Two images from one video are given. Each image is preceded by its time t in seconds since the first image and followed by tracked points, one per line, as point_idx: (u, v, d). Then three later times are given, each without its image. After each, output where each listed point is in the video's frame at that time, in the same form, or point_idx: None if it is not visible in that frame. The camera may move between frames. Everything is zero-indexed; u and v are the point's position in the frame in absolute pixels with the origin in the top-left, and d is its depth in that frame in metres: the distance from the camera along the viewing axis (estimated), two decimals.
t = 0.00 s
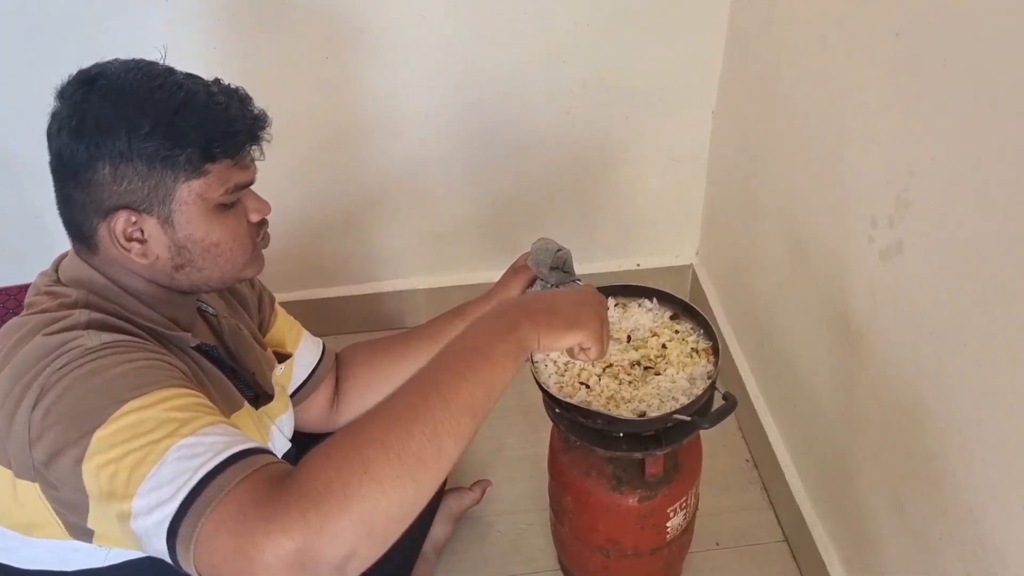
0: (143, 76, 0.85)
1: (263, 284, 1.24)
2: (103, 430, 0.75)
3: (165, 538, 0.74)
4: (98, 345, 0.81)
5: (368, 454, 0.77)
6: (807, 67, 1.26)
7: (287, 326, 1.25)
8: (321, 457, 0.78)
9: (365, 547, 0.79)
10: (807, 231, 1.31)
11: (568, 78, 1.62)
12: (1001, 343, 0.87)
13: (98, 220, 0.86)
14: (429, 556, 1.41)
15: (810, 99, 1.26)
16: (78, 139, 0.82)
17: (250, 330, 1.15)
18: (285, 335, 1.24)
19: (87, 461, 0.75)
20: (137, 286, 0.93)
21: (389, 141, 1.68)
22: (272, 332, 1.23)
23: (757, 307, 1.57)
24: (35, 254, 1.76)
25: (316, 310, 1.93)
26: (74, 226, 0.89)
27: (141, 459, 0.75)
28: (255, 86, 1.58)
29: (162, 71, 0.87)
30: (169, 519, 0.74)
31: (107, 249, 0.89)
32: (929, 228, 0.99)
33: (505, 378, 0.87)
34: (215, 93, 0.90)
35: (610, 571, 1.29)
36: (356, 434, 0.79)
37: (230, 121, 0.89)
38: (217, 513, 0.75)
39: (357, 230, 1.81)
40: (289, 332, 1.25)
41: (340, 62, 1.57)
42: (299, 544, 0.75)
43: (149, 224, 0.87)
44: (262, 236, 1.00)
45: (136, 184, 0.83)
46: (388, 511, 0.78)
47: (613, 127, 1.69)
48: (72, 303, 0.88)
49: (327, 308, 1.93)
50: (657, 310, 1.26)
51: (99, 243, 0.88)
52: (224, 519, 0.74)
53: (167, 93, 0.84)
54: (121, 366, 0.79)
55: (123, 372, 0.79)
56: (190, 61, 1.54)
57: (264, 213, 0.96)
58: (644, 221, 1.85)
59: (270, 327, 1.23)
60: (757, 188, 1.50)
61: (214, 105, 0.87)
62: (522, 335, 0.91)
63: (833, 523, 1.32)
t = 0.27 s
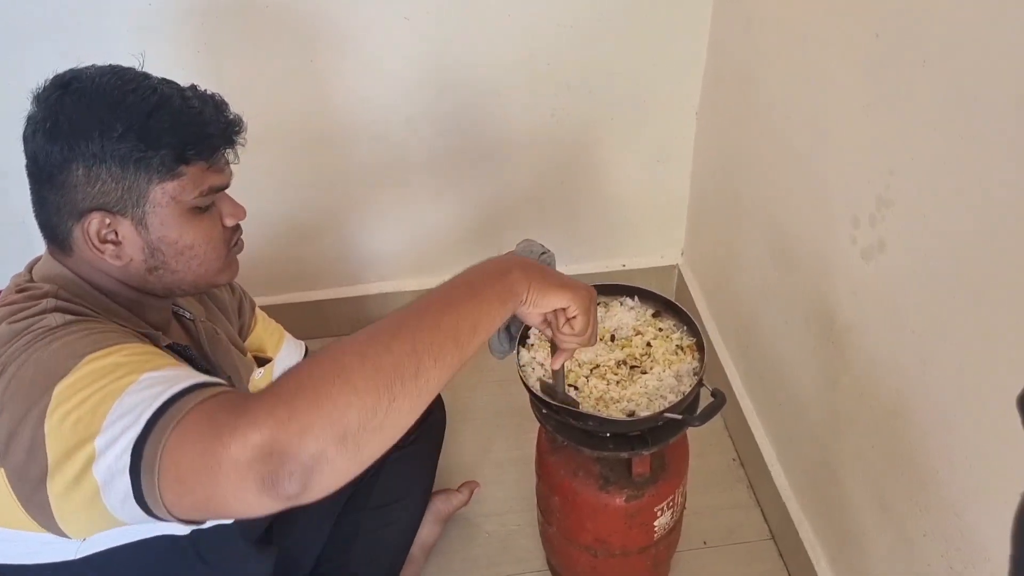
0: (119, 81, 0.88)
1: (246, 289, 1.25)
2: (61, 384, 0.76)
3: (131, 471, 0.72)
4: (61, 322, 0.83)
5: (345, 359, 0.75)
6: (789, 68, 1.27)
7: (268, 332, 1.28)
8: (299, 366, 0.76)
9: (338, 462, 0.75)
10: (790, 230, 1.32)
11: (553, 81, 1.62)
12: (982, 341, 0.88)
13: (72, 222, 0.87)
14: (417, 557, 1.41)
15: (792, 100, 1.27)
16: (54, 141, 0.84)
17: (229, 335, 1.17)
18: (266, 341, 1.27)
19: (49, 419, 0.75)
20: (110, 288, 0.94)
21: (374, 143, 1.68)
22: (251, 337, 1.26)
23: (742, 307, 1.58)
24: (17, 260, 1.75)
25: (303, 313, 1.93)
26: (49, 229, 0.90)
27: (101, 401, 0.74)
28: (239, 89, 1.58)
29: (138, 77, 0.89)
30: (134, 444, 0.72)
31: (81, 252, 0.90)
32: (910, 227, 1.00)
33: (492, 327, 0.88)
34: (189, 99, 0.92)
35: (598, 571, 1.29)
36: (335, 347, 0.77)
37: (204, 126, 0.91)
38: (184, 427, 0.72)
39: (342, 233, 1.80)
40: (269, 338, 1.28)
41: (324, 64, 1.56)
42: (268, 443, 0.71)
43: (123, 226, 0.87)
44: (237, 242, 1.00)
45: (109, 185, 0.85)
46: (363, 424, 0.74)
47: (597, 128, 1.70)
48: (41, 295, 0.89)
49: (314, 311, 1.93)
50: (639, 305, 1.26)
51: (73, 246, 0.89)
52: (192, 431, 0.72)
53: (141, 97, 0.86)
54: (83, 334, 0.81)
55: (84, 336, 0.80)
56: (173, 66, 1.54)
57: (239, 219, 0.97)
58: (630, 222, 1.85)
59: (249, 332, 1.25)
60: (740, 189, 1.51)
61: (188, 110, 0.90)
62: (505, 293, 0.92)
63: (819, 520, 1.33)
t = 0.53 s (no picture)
0: (95, 72, 0.87)
1: (223, 284, 1.25)
2: (32, 355, 0.77)
3: (99, 430, 0.73)
4: (32, 304, 0.83)
5: (337, 336, 0.77)
6: (776, 63, 1.27)
7: (247, 329, 1.27)
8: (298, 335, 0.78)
9: (308, 432, 0.76)
10: (778, 225, 1.32)
11: (540, 77, 1.62)
12: (971, 335, 0.88)
13: (45, 212, 0.86)
14: (406, 555, 1.40)
15: (779, 95, 1.27)
16: (27, 130, 0.84)
17: (206, 331, 1.16)
18: (244, 336, 1.26)
19: (22, 391, 0.76)
20: (84, 278, 0.93)
21: (360, 140, 1.66)
22: (230, 334, 1.24)
23: (730, 302, 1.58)
24: None
25: (289, 312, 1.92)
26: (22, 218, 0.89)
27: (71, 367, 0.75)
28: (222, 86, 1.56)
29: (114, 70, 0.88)
30: (105, 402, 0.73)
31: (55, 242, 0.89)
32: (897, 221, 1.00)
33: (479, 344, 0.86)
34: (166, 92, 0.91)
35: (587, 567, 1.29)
36: (334, 322, 0.79)
37: (180, 119, 0.90)
38: (159, 386, 0.74)
39: (329, 230, 1.79)
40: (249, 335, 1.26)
41: (309, 61, 1.55)
42: (242, 406, 0.73)
43: (96, 217, 0.87)
44: (211, 238, 0.99)
45: (82, 175, 0.84)
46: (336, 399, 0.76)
47: (584, 125, 1.69)
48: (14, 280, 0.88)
49: (300, 309, 1.91)
50: (622, 299, 1.26)
51: (47, 235, 0.88)
52: (167, 388, 0.73)
53: (117, 88, 0.85)
54: (55, 310, 0.82)
55: (56, 311, 0.82)
56: (156, 62, 1.52)
57: (215, 214, 0.96)
58: (618, 219, 1.85)
59: (228, 331, 1.24)
60: (728, 185, 1.51)
61: (164, 103, 0.89)
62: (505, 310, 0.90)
63: (808, 515, 1.33)
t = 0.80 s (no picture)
0: (67, 68, 0.87)
1: (207, 286, 1.24)
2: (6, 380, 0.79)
3: (49, 477, 0.76)
4: (11, 317, 0.83)
5: (290, 430, 0.82)
6: (766, 60, 1.27)
7: (232, 331, 1.24)
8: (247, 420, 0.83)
9: (254, 516, 0.82)
10: (769, 223, 1.32)
11: (531, 75, 1.61)
12: (963, 330, 0.87)
13: (18, 209, 0.85)
14: (398, 555, 1.40)
15: (770, 92, 1.26)
16: None
17: (189, 331, 1.14)
18: (229, 340, 1.24)
19: None
20: (58, 276, 0.93)
21: (350, 140, 1.66)
22: (215, 336, 1.23)
23: (721, 300, 1.58)
24: None
25: (281, 312, 1.91)
26: None
27: (39, 402, 0.78)
28: (210, 86, 1.55)
29: (86, 67, 0.88)
30: (58, 453, 0.76)
31: (30, 240, 0.88)
32: (887, 218, 0.99)
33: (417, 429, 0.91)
34: (140, 89, 0.92)
35: (580, 566, 1.29)
36: (284, 411, 0.84)
37: (154, 115, 0.90)
38: (112, 449, 0.77)
39: (320, 230, 1.78)
40: (234, 338, 1.24)
41: (298, 60, 1.54)
42: (188, 487, 0.77)
43: (70, 212, 0.86)
44: (188, 234, 1.00)
45: (57, 170, 0.84)
46: (288, 487, 0.82)
47: (575, 124, 1.69)
48: None
49: (292, 310, 1.91)
50: (611, 295, 1.26)
51: (21, 233, 0.88)
52: (118, 454, 0.77)
53: (90, 85, 0.86)
54: (33, 330, 0.83)
55: (35, 334, 0.83)
56: (144, 61, 1.51)
57: (190, 211, 0.97)
58: (609, 217, 1.85)
59: (212, 331, 1.22)
60: (719, 182, 1.51)
61: (138, 99, 0.89)
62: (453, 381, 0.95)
63: (800, 512, 1.33)
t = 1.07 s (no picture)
0: (52, 76, 0.87)
1: (197, 292, 1.23)
2: None
3: (37, 549, 0.77)
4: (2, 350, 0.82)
5: (268, 505, 0.86)
6: (761, 57, 1.26)
7: (223, 338, 1.23)
8: (220, 501, 0.86)
9: None
10: (765, 221, 1.32)
11: (526, 74, 1.61)
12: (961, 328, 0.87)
13: (6, 218, 0.85)
14: (397, 557, 1.39)
15: (765, 89, 1.26)
16: None
17: (180, 339, 1.14)
18: (218, 347, 1.22)
19: None
20: (50, 287, 0.93)
21: (344, 140, 1.65)
22: (205, 341, 1.22)
23: (718, 298, 1.57)
24: None
25: (277, 313, 1.90)
26: None
27: (28, 467, 0.78)
28: (203, 88, 1.54)
29: (71, 74, 0.89)
30: (46, 528, 0.77)
31: (19, 249, 0.88)
32: (884, 215, 0.99)
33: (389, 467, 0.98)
34: (126, 95, 0.92)
35: (579, 566, 1.28)
36: (256, 486, 0.88)
37: (140, 120, 0.90)
38: (96, 532, 0.78)
39: (315, 231, 1.78)
40: (223, 345, 1.23)
41: (291, 61, 1.53)
42: (178, 572, 0.80)
43: (58, 219, 0.86)
44: (179, 240, 0.99)
45: (43, 177, 0.83)
46: (268, 560, 0.87)
47: (570, 123, 1.69)
48: None
49: (289, 311, 1.90)
50: (605, 290, 1.26)
51: (10, 243, 0.87)
52: (103, 539, 0.77)
53: (75, 91, 0.86)
54: (29, 373, 0.82)
55: (30, 378, 0.81)
56: (137, 63, 1.50)
57: (181, 216, 0.96)
58: (605, 216, 1.85)
59: (204, 337, 1.22)
60: (715, 181, 1.50)
61: (124, 104, 0.89)
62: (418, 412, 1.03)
63: (798, 510, 1.33)
